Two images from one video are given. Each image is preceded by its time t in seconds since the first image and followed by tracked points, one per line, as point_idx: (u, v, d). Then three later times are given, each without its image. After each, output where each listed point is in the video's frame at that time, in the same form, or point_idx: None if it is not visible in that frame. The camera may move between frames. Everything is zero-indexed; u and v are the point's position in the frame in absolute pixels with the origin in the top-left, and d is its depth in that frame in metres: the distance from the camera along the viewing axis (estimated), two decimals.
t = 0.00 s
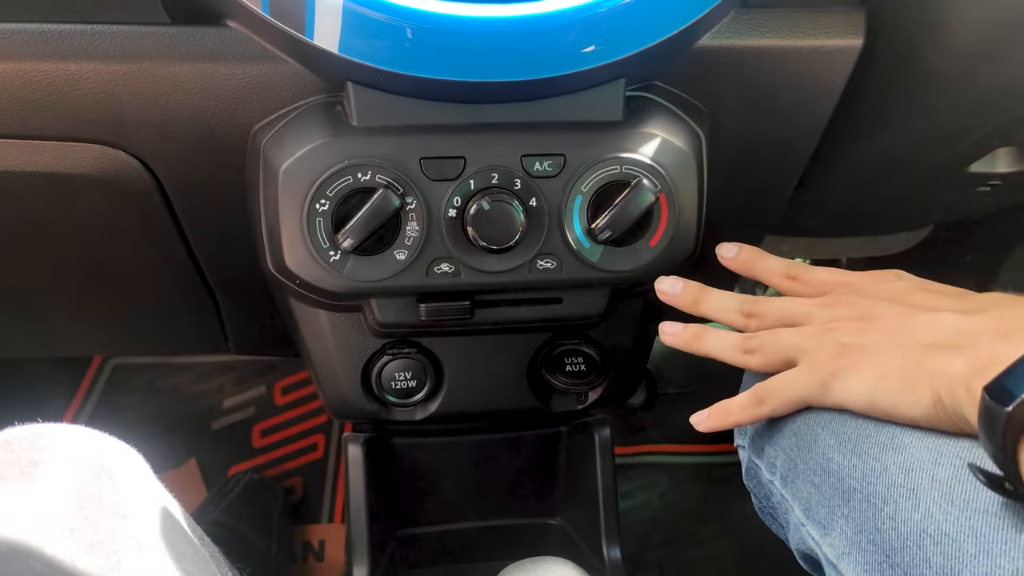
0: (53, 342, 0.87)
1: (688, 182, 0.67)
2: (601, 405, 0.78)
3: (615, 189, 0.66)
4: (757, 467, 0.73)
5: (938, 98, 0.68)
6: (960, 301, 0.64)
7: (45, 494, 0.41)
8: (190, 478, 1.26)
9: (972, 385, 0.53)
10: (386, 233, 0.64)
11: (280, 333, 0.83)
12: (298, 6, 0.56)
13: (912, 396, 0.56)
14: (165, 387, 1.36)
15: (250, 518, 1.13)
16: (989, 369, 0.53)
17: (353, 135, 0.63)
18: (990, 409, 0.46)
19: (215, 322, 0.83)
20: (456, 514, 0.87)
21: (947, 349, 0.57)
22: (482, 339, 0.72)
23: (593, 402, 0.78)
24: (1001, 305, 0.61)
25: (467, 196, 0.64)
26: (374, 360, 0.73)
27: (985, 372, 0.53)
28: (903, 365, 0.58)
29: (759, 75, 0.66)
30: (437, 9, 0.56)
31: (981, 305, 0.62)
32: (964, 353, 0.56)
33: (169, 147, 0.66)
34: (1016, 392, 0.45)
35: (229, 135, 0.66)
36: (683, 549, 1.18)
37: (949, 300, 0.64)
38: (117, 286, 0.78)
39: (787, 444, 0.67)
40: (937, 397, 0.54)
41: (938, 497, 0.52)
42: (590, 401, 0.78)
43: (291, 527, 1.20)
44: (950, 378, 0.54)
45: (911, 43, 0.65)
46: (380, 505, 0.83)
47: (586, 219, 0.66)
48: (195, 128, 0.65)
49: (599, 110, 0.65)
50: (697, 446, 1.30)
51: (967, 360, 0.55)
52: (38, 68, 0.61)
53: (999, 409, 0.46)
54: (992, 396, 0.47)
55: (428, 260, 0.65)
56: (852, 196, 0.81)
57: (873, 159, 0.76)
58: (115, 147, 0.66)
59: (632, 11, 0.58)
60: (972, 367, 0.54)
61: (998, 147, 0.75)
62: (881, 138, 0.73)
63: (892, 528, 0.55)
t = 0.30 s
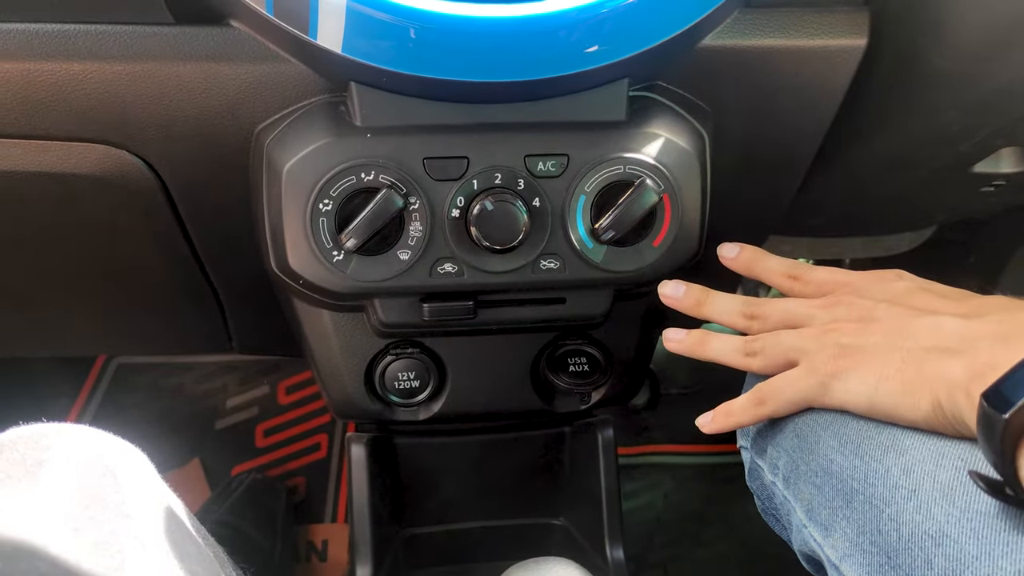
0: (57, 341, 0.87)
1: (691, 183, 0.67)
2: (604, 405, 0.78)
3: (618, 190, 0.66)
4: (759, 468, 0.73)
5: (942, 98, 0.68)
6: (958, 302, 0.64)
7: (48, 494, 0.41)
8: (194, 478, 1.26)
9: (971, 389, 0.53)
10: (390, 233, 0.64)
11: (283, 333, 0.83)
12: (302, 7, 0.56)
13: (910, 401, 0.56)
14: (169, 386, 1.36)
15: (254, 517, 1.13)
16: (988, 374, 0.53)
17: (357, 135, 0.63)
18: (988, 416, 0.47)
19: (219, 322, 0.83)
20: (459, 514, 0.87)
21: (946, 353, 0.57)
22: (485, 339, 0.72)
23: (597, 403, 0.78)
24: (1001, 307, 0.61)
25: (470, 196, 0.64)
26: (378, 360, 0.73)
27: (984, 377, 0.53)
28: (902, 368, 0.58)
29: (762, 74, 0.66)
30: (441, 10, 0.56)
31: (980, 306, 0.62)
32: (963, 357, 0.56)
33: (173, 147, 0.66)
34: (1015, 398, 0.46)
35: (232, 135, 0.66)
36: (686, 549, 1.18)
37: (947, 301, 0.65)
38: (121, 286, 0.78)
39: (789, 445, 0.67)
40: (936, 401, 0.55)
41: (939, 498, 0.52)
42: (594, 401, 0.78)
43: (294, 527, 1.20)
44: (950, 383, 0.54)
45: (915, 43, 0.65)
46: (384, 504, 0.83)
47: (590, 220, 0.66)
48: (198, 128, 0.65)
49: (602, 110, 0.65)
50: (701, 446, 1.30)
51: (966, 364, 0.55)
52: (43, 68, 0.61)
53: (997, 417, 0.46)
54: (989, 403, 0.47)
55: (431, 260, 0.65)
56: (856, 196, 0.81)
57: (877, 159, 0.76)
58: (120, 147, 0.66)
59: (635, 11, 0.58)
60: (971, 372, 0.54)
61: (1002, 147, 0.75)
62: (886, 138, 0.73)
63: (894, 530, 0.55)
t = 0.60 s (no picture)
0: (60, 341, 0.87)
1: (693, 184, 0.67)
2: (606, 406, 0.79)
3: (620, 191, 0.66)
4: (756, 471, 0.72)
5: (945, 100, 0.68)
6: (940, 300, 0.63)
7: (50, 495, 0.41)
8: (196, 478, 1.27)
9: (954, 399, 0.53)
10: (392, 234, 0.64)
11: (286, 333, 0.84)
12: (305, 7, 0.56)
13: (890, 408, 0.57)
14: (171, 386, 1.37)
15: (256, 516, 1.13)
16: (969, 383, 0.53)
17: (359, 136, 0.63)
18: (974, 427, 0.48)
19: (221, 322, 0.83)
20: (461, 514, 0.87)
21: (927, 362, 0.57)
22: (486, 340, 0.73)
23: (598, 403, 0.78)
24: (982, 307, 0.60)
25: (472, 197, 0.64)
26: (380, 360, 0.73)
27: (966, 386, 0.53)
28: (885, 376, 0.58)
29: (764, 76, 0.66)
30: (443, 11, 0.56)
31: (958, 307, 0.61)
32: (943, 366, 0.56)
33: (176, 148, 0.66)
34: (996, 407, 0.47)
35: (235, 136, 0.66)
36: (688, 549, 1.18)
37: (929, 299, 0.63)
38: (124, 286, 0.78)
39: (785, 449, 0.67)
40: (922, 411, 0.55)
41: (933, 501, 0.52)
42: (595, 402, 0.78)
43: (296, 526, 1.20)
44: (934, 392, 0.55)
45: (917, 45, 0.65)
46: (386, 504, 0.84)
47: (591, 221, 0.66)
48: (201, 128, 0.65)
49: (604, 111, 0.65)
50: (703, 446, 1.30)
51: (947, 373, 0.55)
52: (47, 69, 0.61)
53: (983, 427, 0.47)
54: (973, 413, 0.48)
55: (433, 261, 0.66)
56: (858, 197, 0.81)
57: (879, 161, 0.76)
58: (123, 148, 0.66)
59: (637, 12, 0.58)
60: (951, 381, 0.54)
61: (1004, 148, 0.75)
62: (888, 140, 0.73)
63: (889, 533, 0.55)
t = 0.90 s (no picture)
0: (65, 341, 0.87)
1: (697, 184, 0.67)
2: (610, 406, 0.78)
3: (624, 191, 0.66)
4: (763, 466, 0.74)
5: (949, 100, 0.68)
6: (910, 289, 0.63)
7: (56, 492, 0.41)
8: (200, 477, 1.27)
9: (942, 425, 0.56)
10: (396, 234, 0.64)
11: (289, 333, 0.84)
12: (309, 7, 0.56)
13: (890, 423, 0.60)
14: (175, 386, 1.37)
15: (261, 516, 1.13)
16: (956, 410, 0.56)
17: (363, 136, 0.63)
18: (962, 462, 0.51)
19: (225, 322, 0.83)
20: (464, 514, 0.87)
21: (917, 380, 0.60)
22: (490, 340, 0.73)
23: (603, 403, 0.78)
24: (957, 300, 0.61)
25: (476, 197, 0.64)
26: (384, 360, 0.73)
27: (952, 413, 0.56)
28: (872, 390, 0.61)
29: (768, 75, 0.66)
30: (447, 11, 0.56)
31: (926, 299, 0.62)
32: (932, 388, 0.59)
33: (180, 148, 0.67)
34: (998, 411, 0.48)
35: (239, 136, 0.66)
36: (691, 549, 1.18)
37: (898, 285, 0.64)
38: (128, 286, 0.79)
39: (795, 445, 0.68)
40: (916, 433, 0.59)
41: (946, 502, 0.55)
42: (600, 402, 0.78)
43: (300, 526, 1.20)
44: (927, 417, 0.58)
45: (921, 45, 0.66)
46: (389, 503, 0.84)
47: (595, 221, 0.66)
48: (205, 128, 0.65)
49: (608, 111, 0.65)
50: (705, 446, 1.30)
51: (935, 396, 0.58)
52: (52, 69, 0.61)
53: (969, 464, 0.50)
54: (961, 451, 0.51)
55: (437, 260, 0.66)
56: (862, 198, 0.81)
57: (882, 161, 0.76)
58: (127, 148, 0.67)
59: (641, 12, 0.58)
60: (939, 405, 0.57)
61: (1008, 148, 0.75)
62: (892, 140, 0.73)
63: (900, 532, 0.56)
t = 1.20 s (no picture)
0: (73, 340, 0.87)
1: (707, 183, 0.67)
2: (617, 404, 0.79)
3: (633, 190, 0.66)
4: (777, 462, 0.75)
5: (958, 98, 0.69)
6: (847, 290, 0.61)
7: (73, 489, 0.40)
8: (207, 477, 1.27)
9: (884, 445, 0.58)
10: (406, 232, 0.64)
11: (297, 331, 0.84)
12: (320, 6, 0.56)
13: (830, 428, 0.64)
14: (181, 384, 1.37)
15: (267, 515, 1.13)
16: (895, 429, 0.57)
17: (374, 134, 0.63)
18: (908, 482, 0.54)
19: (233, 321, 0.84)
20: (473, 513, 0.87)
21: (852, 390, 0.60)
22: (499, 339, 0.73)
23: (610, 401, 0.77)
24: (890, 304, 0.60)
25: (486, 196, 0.65)
26: (393, 358, 0.73)
27: (892, 432, 0.57)
28: (806, 396, 0.63)
29: (777, 74, 0.66)
30: (457, 10, 0.56)
31: (867, 302, 0.60)
32: (870, 400, 0.59)
33: (189, 146, 0.67)
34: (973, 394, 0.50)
35: (249, 134, 0.66)
36: (698, 548, 1.18)
37: (836, 283, 0.62)
38: (137, 284, 0.79)
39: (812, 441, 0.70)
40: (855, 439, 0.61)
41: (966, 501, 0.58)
42: (607, 400, 0.77)
43: (306, 525, 1.21)
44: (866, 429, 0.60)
45: (931, 43, 0.65)
46: (397, 502, 0.84)
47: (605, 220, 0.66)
48: (215, 127, 0.66)
49: (618, 109, 0.65)
50: (711, 446, 1.30)
51: (871, 409, 0.59)
52: (63, 68, 0.62)
53: (914, 486, 0.53)
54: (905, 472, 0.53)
55: (447, 259, 0.66)
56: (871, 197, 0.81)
57: (890, 160, 0.75)
58: (137, 147, 0.67)
59: (652, 11, 0.58)
60: (878, 423, 0.58)
61: (1017, 147, 0.75)
62: (900, 138, 0.73)
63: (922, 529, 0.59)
